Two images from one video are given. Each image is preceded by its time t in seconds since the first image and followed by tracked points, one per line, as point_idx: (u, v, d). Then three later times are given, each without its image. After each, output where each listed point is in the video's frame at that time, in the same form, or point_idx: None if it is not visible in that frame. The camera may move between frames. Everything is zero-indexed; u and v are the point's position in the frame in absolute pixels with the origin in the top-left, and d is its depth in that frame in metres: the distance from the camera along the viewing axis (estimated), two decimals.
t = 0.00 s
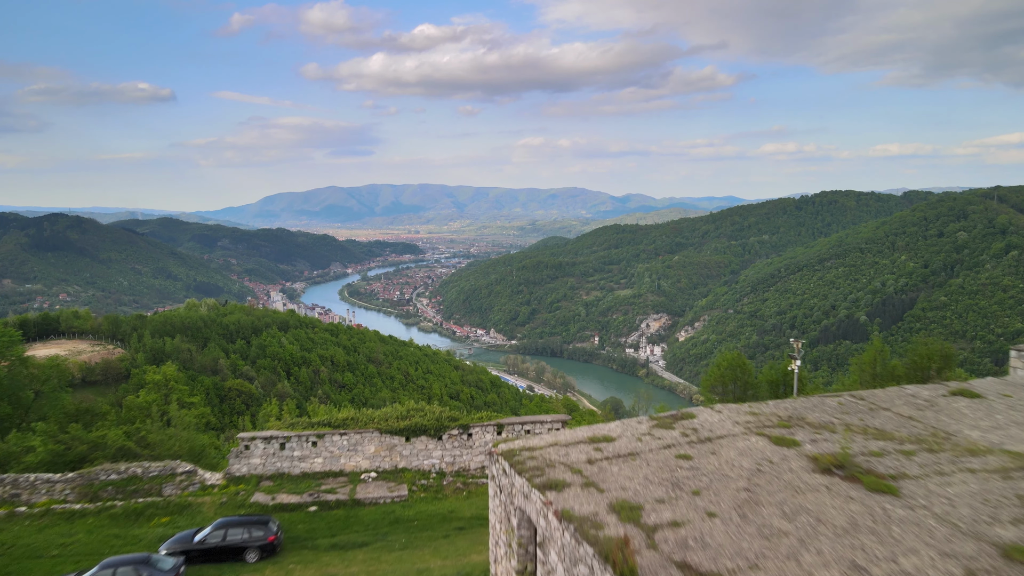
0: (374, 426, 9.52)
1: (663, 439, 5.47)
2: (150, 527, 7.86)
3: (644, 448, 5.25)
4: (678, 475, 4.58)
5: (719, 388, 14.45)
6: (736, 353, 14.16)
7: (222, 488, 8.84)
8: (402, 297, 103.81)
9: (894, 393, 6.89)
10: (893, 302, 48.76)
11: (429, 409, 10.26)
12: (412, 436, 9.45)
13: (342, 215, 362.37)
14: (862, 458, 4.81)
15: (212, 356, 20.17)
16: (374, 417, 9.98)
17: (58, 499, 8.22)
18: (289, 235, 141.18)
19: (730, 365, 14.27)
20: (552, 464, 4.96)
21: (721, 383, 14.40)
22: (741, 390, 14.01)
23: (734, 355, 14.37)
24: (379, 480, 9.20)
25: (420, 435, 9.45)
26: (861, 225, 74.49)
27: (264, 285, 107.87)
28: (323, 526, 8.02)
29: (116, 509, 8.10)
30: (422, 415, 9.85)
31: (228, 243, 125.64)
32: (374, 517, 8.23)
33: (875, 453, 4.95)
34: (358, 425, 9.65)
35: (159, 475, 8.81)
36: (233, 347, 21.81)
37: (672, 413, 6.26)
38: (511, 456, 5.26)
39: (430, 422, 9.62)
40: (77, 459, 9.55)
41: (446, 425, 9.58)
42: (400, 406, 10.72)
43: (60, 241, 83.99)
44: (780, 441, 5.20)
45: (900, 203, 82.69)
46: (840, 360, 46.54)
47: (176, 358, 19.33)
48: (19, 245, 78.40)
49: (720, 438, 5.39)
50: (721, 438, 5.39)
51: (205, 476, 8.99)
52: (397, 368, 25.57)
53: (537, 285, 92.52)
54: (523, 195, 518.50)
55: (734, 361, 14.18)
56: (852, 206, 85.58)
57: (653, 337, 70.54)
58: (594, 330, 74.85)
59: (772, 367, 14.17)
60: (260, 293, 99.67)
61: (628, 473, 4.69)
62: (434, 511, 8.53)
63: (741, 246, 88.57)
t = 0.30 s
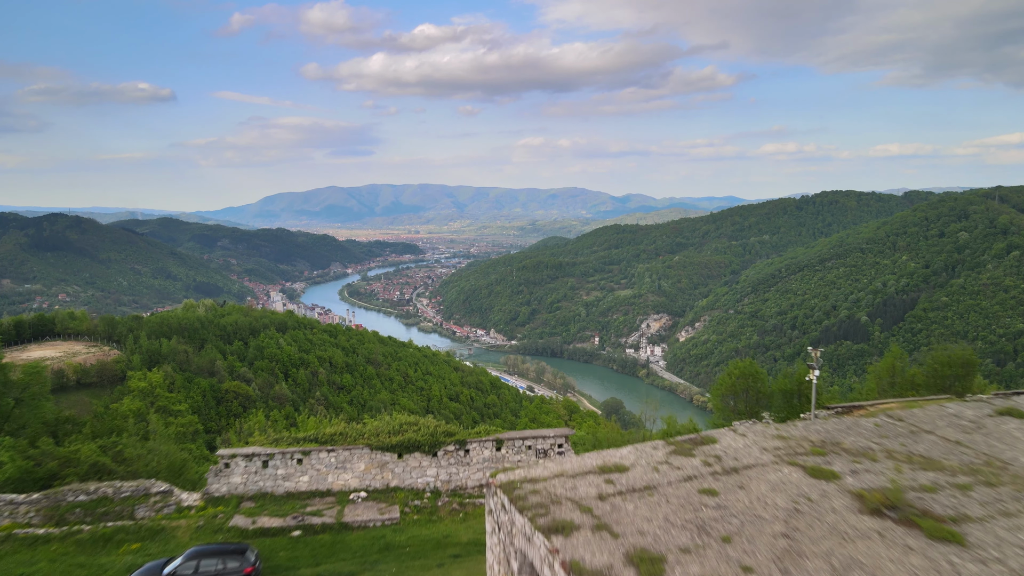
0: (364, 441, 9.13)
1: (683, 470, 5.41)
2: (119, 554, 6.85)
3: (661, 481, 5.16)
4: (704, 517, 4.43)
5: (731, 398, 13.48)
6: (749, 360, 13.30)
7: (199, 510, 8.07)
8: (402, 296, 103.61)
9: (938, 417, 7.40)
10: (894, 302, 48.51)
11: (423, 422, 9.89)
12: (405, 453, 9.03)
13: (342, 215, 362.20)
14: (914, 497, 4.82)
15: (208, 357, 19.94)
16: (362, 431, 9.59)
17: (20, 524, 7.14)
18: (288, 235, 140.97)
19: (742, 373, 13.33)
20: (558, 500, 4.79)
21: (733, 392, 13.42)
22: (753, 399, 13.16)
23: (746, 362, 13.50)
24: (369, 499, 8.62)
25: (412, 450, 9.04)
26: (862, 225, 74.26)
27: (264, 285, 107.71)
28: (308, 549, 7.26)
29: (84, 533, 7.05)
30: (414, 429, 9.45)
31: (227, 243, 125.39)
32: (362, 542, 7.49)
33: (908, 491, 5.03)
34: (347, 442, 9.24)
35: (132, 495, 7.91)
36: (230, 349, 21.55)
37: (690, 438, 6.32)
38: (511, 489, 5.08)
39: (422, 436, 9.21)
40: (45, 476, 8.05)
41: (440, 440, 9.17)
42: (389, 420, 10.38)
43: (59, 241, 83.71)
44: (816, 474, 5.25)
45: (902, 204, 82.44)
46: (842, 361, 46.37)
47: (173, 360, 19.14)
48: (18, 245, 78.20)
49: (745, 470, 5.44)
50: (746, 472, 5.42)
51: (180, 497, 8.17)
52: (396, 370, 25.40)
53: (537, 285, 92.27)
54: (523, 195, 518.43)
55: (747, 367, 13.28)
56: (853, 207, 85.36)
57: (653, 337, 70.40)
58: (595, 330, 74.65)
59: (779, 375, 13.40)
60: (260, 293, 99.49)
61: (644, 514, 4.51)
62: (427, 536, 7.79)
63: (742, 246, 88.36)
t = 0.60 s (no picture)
0: (352, 458, 7.85)
1: (708, 508, 5.36)
2: None
3: (685, 525, 5.02)
4: (738, 572, 4.18)
5: (744, 408, 12.85)
6: (763, 369, 12.72)
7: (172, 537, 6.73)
8: (402, 296, 103.45)
9: (992, 443, 7.41)
10: (895, 302, 48.29)
11: (418, 437, 8.66)
12: (396, 472, 7.72)
13: (342, 215, 362.30)
14: (985, 546, 4.49)
15: (205, 359, 19.75)
16: (350, 448, 8.27)
17: None
18: (288, 235, 140.76)
19: (756, 383, 12.72)
20: (567, 549, 4.66)
21: (747, 402, 12.77)
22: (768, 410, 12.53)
23: (759, 371, 12.92)
24: (359, 524, 7.23)
25: (404, 470, 7.73)
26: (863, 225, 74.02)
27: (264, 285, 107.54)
28: None
29: (46, 563, 5.68)
30: (407, 445, 8.15)
31: (227, 243, 125.27)
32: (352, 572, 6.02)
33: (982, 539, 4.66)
34: (334, 459, 7.95)
35: (101, 520, 6.69)
36: (227, 350, 21.28)
37: (718, 468, 6.34)
38: (510, 535, 4.95)
39: (416, 453, 7.91)
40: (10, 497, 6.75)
41: (435, 457, 7.86)
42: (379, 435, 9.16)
43: (58, 241, 83.52)
44: (864, 514, 5.10)
45: (902, 204, 82.20)
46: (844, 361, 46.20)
47: (169, 361, 18.94)
48: (17, 245, 78.06)
49: (783, 509, 5.28)
50: (785, 510, 5.25)
51: (152, 521, 6.90)
52: (395, 372, 25.19)
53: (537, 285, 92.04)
54: (524, 195, 518.50)
55: (762, 376, 12.69)
56: (853, 207, 85.17)
57: (654, 337, 70.20)
58: (595, 331, 74.40)
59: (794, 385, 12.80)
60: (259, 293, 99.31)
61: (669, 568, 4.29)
62: (420, 564, 6.35)
63: (742, 246, 88.15)
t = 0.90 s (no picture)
0: (339, 479, 6.98)
1: (742, 557, 5.21)
2: None
3: None
4: None
5: (758, 421, 12.37)
6: (778, 379, 12.27)
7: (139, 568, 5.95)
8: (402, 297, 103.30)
9: None
10: (896, 302, 48.16)
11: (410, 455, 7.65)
12: (388, 494, 6.85)
13: (343, 215, 361.90)
14: None
15: (202, 360, 19.54)
16: (334, 466, 7.32)
17: None
18: (288, 235, 140.54)
19: (771, 394, 12.28)
20: None
21: (761, 413, 12.32)
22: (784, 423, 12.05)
23: (775, 382, 12.47)
24: (346, 554, 6.39)
25: (395, 492, 6.84)
26: (864, 225, 73.70)
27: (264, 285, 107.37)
28: None
29: None
30: (398, 464, 7.22)
31: (227, 243, 125.04)
32: None
33: None
34: (316, 481, 7.00)
35: (62, 549, 5.96)
36: (225, 352, 21.06)
37: (754, 511, 6.23)
38: None
39: (407, 474, 7.00)
40: None
41: (429, 478, 6.94)
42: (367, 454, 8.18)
43: (58, 241, 83.27)
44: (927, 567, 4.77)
45: (903, 204, 81.89)
46: (844, 362, 46.55)
47: (165, 362, 18.74)
48: (16, 245, 77.86)
49: (833, 563, 4.96)
50: (835, 564, 4.95)
51: (121, 548, 6.18)
52: (395, 373, 24.98)
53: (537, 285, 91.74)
54: (524, 195, 517.99)
55: (778, 386, 12.23)
56: (854, 206, 84.94)
57: (654, 337, 70.02)
58: (595, 331, 74.19)
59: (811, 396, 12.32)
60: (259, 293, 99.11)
61: None
62: None
63: (743, 246, 87.87)
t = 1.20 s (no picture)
0: (323, 504, 6.74)
1: None
2: None
3: None
4: None
5: (773, 434, 11.79)
6: (796, 391, 11.64)
7: None
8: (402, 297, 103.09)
9: None
10: (897, 303, 48.09)
11: (401, 477, 7.43)
12: (376, 521, 6.59)
13: (343, 215, 361.53)
14: None
15: (199, 361, 19.28)
16: (319, 490, 7.07)
17: None
18: (288, 235, 140.24)
19: (788, 406, 11.64)
20: None
21: (778, 427, 11.72)
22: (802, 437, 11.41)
23: (792, 393, 11.83)
24: None
25: (386, 519, 6.58)
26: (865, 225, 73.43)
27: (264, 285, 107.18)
28: None
29: None
30: (388, 488, 7.00)
31: (227, 242, 124.77)
32: None
33: None
34: (300, 507, 6.73)
35: None
36: (222, 352, 20.84)
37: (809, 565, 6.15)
38: None
39: (399, 500, 6.74)
40: None
41: (422, 503, 6.67)
42: (355, 477, 7.95)
43: (58, 241, 83.06)
44: None
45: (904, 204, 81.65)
46: (845, 362, 46.64)
47: (162, 364, 18.50)
48: (16, 245, 77.77)
49: None
50: None
51: None
52: (394, 374, 24.79)
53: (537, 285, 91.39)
54: (524, 195, 517.53)
55: (796, 398, 11.56)
56: (854, 206, 84.74)
57: (654, 338, 69.84)
58: (596, 331, 73.94)
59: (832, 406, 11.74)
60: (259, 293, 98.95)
61: None
62: None
63: (744, 246, 87.60)
